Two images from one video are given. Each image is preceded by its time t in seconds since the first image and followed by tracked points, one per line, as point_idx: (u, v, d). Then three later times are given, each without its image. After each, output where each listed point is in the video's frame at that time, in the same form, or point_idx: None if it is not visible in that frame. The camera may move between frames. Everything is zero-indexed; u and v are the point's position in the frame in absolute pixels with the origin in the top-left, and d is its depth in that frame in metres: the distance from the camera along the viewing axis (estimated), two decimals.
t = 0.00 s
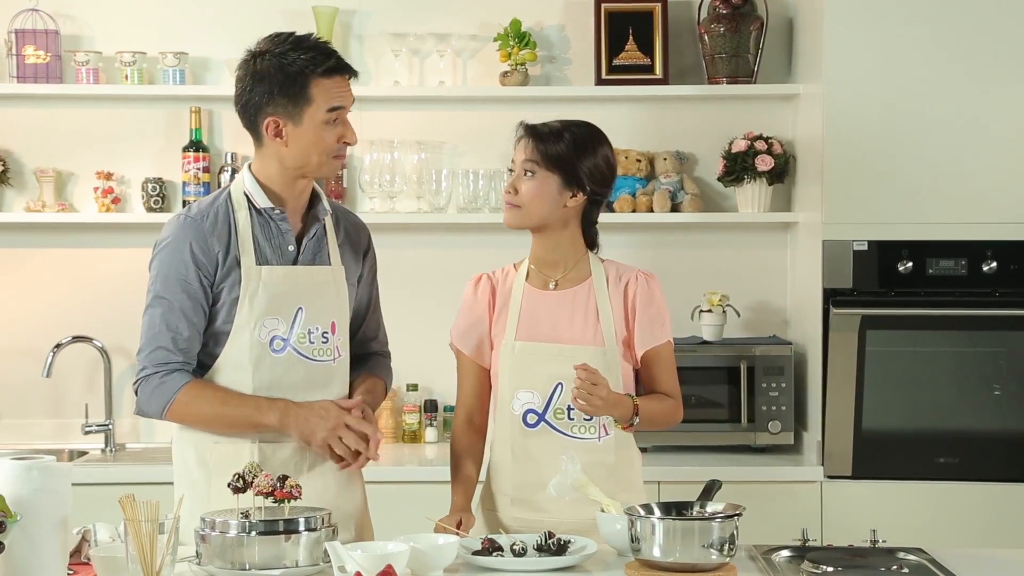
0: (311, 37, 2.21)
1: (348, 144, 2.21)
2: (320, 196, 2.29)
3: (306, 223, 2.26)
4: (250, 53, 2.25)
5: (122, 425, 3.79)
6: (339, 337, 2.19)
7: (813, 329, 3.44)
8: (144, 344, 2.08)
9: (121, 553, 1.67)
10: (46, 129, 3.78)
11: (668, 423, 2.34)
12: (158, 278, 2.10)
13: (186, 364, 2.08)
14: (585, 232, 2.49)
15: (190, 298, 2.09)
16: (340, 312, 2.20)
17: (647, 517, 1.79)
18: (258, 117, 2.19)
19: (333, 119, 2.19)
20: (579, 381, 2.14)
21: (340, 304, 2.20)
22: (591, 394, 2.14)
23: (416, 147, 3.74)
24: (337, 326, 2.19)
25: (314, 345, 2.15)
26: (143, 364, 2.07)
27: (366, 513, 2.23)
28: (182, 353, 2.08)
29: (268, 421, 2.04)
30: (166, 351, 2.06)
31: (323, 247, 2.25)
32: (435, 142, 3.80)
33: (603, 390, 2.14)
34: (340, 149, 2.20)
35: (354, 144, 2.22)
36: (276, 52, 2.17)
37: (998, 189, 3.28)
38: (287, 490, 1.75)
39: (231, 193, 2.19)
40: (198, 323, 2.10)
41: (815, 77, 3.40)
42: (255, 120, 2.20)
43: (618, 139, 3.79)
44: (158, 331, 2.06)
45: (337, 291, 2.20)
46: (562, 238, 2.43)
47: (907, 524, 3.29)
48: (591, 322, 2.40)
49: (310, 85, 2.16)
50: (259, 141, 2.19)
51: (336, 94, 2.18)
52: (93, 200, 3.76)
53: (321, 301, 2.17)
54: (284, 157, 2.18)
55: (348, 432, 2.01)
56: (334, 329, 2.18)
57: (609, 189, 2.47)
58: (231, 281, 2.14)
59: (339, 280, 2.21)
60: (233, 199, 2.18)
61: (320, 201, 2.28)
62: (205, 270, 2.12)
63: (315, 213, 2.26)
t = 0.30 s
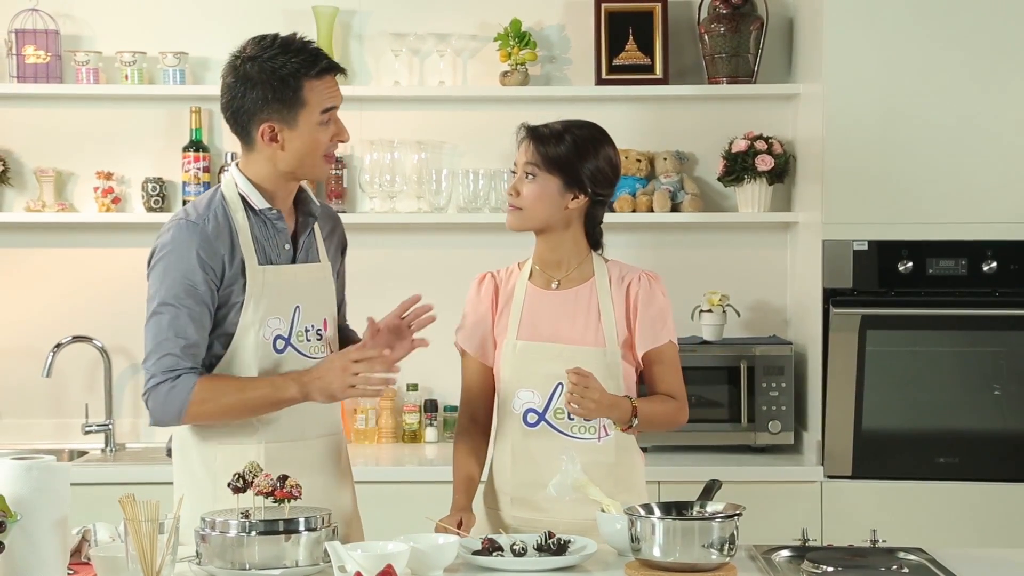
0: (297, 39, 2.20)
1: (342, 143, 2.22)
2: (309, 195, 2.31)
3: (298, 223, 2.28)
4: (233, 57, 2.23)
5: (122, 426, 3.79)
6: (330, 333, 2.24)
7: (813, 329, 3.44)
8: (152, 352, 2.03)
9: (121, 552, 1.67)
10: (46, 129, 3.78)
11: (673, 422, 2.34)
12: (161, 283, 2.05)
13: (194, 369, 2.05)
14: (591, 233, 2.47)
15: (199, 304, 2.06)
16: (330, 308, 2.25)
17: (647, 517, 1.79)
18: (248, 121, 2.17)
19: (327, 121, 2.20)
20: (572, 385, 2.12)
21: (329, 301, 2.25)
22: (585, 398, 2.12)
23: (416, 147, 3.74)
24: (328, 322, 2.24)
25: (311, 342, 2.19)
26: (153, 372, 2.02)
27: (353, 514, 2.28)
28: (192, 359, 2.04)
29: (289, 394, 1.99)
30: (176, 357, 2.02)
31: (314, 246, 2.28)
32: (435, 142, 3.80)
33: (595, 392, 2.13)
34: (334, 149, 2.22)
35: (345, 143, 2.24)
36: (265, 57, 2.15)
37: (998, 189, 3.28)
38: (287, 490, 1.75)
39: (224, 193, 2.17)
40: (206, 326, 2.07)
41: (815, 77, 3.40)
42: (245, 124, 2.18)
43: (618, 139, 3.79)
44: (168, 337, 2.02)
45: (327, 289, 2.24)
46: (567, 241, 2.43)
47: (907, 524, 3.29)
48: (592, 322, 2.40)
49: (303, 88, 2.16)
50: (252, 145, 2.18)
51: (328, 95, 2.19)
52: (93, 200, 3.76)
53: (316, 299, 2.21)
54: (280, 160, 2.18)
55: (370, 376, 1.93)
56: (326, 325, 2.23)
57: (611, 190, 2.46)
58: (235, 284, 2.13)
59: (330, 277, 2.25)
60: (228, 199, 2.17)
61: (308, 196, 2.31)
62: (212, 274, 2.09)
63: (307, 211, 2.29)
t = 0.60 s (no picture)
0: (283, 36, 2.18)
1: (326, 144, 2.21)
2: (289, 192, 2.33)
3: (284, 222, 2.30)
4: (220, 51, 2.20)
5: (122, 426, 3.79)
6: (316, 330, 2.28)
7: (813, 329, 3.44)
8: (235, 352, 2.01)
9: (120, 552, 1.67)
10: (46, 129, 3.78)
11: (677, 422, 2.35)
12: (203, 289, 2.03)
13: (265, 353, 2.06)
14: (594, 233, 2.47)
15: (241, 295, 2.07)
16: (315, 305, 2.29)
17: (647, 517, 1.79)
18: (233, 119, 2.15)
19: (312, 121, 2.18)
20: (572, 377, 2.15)
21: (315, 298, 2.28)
22: (586, 388, 2.15)
23: (416, 147, 3.74)
24: (315, 319, 2.28)
25: (303, 340, 2.23)
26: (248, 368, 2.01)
27: (342, 517, 2.29)
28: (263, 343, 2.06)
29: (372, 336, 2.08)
30: (259, 341, 2.03)
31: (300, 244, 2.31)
32: (435, 142, 3.80)
33: (594, 383, 2.15)
34: (318, 150, 2.20)
35: (331, 144, 2.23)
36: (252, 56, 2.13)
37: (998, 189, 3.28)
38: (287, 490, 1.75)
39: (213, 194, 2.17)
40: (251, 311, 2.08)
41: (814, 77, 3.40)
42: (230, 123, 2.16)
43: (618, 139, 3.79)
44: (240, 329, 2.02)
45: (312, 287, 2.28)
46: (569, 242, 2.43)
47: (907, 523, 3.29)
48: (594, 323, 2.40)
49: (290, 89, 2.14)
50: (237, 143, 2.16)
51: (314, 96, 2.17)
52: (93, 200, 3.76)
53: (305, 297, 2.24)
54: (265, 159, 2.17)
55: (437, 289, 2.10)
56: (314, 322, 2.27)
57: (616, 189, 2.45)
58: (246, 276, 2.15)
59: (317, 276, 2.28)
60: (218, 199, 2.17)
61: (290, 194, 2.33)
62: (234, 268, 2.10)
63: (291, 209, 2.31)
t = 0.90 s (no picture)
0: (272, 35, 2.17)
1: (316, 143, 2.21)
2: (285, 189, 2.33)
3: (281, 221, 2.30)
4: (210, 51, 2.20)
5: (122, 424, 3.79)
6: (317, 327, 2.28)
7: (813, 327, 3.44)
8: (239, 345, 2.02)
9: (121, 551, 1.67)
10: (46, 127, 3.78)
11: (677, 422, 2.35)
12: (205, 285, 2.03)
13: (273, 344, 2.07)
14: (597, 233, 2.47)
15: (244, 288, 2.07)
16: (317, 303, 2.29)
17: (647, 516, 1.78)
18: (223, 121, 2.16)
19: (302, 121, 2.18)
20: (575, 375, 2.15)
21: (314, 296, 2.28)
22: (590, 384, 2.16)
23: (416, 146, 3.74)
24: (315, 317, 2.28)
25: (304, 339, 2.23)
26: (254, 362, 2.02)
27: (343, 517, 2.29)
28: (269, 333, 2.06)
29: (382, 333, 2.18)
30: (263, 332, 2.03)
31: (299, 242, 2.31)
32: (435, 141, 3.80)
33: (596, 377, 2.16)
34: (308, 149, 2.20)
35: (322, 141, 2.23)
36: (241, 57, 2.13)
37: (998, 188, 3.28)
38: (287, 489, 1.75)
39: (211, 194, 2.16)
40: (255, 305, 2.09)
41: (815, 75, 3.40)
42: (220, 123, 2.16)
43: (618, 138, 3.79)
44: (245, 321, 2.02)
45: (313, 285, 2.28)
46: (569, 242, 2.43)
47: (907, 522, 3.29)
48: (596, 322, 2.40)
49: (279, 90, 2.13)
50: (228, 143, 2.17)
51: (303, 96, 2.16)
52: (93, 199, 3.76)
53: (306, 296, 2.24)
54: (256, 159, 2.17)
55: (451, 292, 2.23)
56: (314, 320, 2.27)
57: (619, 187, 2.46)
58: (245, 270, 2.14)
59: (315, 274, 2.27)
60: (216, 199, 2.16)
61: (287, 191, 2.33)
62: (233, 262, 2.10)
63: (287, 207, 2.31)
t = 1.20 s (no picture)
0: (267, 34, 2.17)
1: (315, 141, 2.20)
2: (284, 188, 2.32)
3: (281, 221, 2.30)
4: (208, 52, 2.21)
5: (122, 424, 3.79)
6: (318, 326, 2.28)
7: (813, 327, 3.44)
8: (236, 345, 2.02)
9: (120, 550, 1.67)
10: (46, 126, 3.78)
11: (679, 422, 2.35)
12: (204, 284, 2.03)
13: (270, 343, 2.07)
14: (600, 232, 2.48)
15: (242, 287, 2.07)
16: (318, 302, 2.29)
17: (647, 515, 1.78)
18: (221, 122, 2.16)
19: (299, 120, 2.17)
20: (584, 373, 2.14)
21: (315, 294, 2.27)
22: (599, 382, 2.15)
23: (416, 146, 3.74)
24: (317, 317, 2.28)
25: (306, 338, 2.23)
26: (251, 361, 2.02)
27: (346, 518, 2.28)
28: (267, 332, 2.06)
29: (380, 335, 2.18)
30: (260, 332, 2.03)
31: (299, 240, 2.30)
32: (435, 140, 3.80)
33: (604, 376, 2.16)
34: (307, 147, 2.20)
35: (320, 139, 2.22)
36: (236, 56, 2.13)
37: (998, 188, 3.28)
38: (287, 488, 1.75)
39: (212, 193, 2.16)
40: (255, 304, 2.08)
41: (814, 75, 3.40)
42: (218, 123, 2.17)
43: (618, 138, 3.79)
44: (242, 321, 2.02)
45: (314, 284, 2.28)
46: (572, 241, 2.43)
47: (907, 522, 3.29)
48: (598, 322, 2.40)
49: (273, 89, 2.13)
50: (227, 144, 2.17)
51: (299, 94, 2.16)
52: (92, 198, 3.76)
53: (307, 295, 2.24)
54: (255, 159, 2.18)
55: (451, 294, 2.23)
56: (316, 319, 2.27)
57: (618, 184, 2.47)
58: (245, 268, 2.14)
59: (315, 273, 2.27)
60: (216, 197, 2.16)
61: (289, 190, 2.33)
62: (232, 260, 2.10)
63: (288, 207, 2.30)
